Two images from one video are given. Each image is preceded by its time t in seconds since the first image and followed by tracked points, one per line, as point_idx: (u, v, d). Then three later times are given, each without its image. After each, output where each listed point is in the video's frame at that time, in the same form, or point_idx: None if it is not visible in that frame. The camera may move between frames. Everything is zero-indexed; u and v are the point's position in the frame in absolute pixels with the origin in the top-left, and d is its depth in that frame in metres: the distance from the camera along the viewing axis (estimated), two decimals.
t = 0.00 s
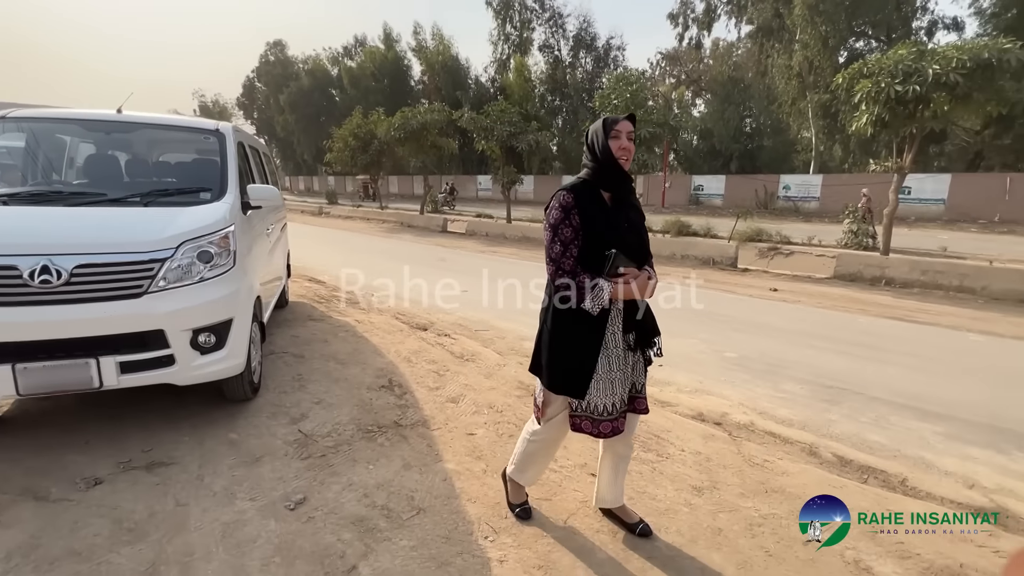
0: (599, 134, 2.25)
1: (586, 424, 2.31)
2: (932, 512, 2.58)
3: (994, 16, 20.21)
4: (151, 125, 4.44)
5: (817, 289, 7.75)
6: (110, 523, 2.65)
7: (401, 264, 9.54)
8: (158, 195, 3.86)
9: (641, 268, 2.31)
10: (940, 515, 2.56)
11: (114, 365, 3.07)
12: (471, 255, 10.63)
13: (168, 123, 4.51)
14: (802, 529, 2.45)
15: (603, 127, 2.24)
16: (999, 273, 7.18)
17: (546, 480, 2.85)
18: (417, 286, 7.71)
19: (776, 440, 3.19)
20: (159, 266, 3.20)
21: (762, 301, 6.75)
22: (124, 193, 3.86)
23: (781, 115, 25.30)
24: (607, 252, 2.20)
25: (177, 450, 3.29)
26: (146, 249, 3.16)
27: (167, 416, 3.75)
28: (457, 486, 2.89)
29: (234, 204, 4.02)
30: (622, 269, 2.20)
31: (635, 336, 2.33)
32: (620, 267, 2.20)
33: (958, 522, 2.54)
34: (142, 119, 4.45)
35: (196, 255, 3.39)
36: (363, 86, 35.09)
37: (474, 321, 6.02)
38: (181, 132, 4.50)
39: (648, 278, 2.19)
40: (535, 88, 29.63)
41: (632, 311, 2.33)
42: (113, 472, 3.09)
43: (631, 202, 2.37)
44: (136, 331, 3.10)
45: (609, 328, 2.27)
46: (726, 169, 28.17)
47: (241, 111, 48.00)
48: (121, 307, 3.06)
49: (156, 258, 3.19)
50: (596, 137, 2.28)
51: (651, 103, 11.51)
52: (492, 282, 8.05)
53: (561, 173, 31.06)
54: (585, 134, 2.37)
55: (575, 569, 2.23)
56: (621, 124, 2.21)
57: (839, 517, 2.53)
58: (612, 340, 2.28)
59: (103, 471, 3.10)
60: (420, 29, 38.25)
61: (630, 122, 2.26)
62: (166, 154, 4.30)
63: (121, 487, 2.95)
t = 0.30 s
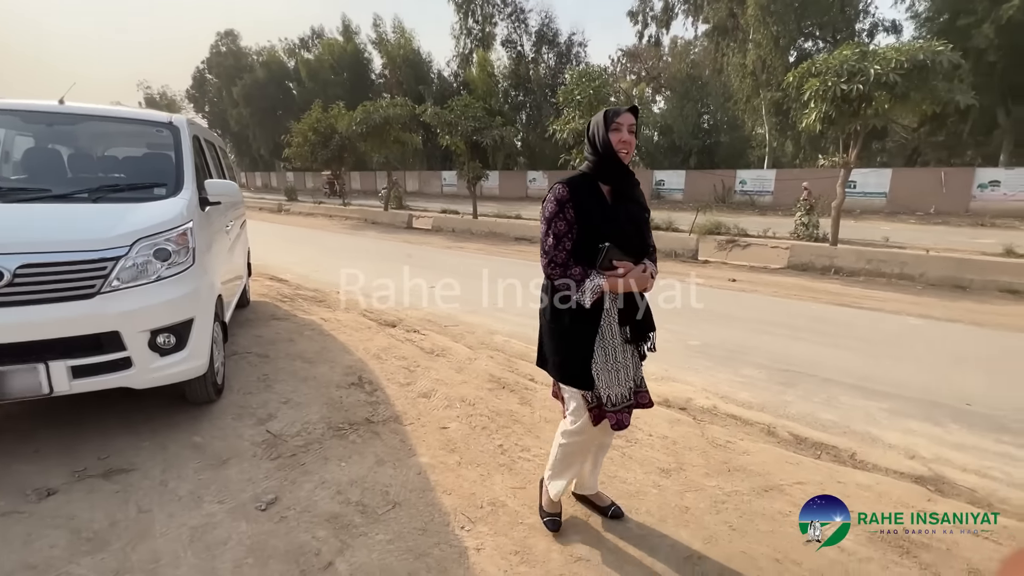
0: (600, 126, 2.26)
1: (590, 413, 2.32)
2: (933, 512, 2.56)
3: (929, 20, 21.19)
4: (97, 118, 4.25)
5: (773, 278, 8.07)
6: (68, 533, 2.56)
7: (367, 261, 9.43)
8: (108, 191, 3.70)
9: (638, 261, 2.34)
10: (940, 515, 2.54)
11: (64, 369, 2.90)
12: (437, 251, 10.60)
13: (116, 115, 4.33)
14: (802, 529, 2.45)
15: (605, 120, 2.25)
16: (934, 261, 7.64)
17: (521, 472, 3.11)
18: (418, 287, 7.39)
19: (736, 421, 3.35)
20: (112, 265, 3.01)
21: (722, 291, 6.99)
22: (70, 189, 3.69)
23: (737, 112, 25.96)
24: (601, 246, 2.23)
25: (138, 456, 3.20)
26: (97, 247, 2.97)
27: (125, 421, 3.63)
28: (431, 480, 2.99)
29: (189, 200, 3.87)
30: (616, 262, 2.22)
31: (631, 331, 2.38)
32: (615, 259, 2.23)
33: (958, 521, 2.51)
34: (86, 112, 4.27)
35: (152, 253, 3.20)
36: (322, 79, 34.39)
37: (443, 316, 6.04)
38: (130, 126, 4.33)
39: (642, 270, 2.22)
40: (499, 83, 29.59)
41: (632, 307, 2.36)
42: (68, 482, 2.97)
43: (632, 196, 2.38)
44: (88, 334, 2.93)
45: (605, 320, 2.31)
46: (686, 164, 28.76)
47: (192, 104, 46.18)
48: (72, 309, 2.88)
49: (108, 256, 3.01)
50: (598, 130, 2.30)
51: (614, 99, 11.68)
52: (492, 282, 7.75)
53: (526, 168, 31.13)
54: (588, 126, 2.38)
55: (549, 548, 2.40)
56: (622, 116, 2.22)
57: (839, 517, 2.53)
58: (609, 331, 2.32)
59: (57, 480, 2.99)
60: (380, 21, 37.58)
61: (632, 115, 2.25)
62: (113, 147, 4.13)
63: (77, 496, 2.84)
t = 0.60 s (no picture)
0: (586, 122, 2.23)
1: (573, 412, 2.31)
2: (932, 512, 2.55)
3: (866, 24, 22.12)
4: (34, 110, 4.05)
5: (728, 269, 8.36)
6: (16, 548, 2.46)
7: (329, 259, 9.29)
8: (47, 187, 3.53)
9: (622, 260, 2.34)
10: (939, 515, 2.52)
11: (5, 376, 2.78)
12: (400, 248, 10.52)
13: (54, 108, 4.13)
14: (802, 529, 2.44)
15: (592, 116, 2.21)
16: (874, 251, 8.07)
17: (489, 459, 3.27)
18: (419, 288, 7.18)
19: (694, 406, 3.49)
20: (55, 265, 2.89)
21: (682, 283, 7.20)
22: (4, 184, 3.51)
23: (692, 109, 26.58)
24: (586, 244, 2.22)
25: (89, 465, 3.09)
26: (37, 247, 2.85)
27: (74, 429, 3.50)
28: (401, 474, 3.05)
29: (139, 194, 3.72)
30: (601, 261, 2.21)
31: (614, 330, 2.37)
32: (600, 259, 2.23)
33: (958, 522, 2.49)
34: (16, 102, 4.05)
35: (98, 252, 3.06)
36: (275, 70, 33.50)
37: (408, 312, 6.03)
38: (69, 118, 4.13)
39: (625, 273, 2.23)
40: (459, 77, 29.43)
41: (614, 305, 2.36)
42: (12, 495, 2.84)
43: (618, 194, 2.36)
44: (31, 338, 2.81)
45: (589, 317, 2.29)
46: (644, 160, 29.29)
47: (136, 95, 44.10)
48: (11, 312, 2.76)
49: (50, 256, 2.88)
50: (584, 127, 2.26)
51: (574, 95, 11.82)
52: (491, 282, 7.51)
53: (488, 163, 31.11)
54: (576, 119, 2.34)
55: (519, 537, 2.55)
56: (609, 114, 2.18)
57: (838, 517, 2.52)
58: (592, 329, 2.29)
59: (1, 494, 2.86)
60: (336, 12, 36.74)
61: (619, 112, 2.22)
62: (49, 141, 3.93)
63: (24, 509, 2.73)
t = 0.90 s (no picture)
0: (556, 123, 2.15)
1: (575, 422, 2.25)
2: (933, 512, 2.60)
3: (800, 28, 23.07)
4: None
5: (679, 261, 8.63)
6: None
7: (281, 256, 9.09)
8: None
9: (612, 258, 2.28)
10: (940, 515, 2.58)
11: None
12: (355, 244, 10.37)
13: None
14: (802, 529, 2.50)
15: (561, 114, 2.14)
16: (810, 241, 8.51)
17: (452, 452, 3.38)
18: (419, 286, 6.99)
19: (647, 391, 3.70)
20: None
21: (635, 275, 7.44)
22: None
23: (642, 105, 27.13)
24: (578, 247, 2.14)
25: (26, 477, 2.95)
26: None
27: (8, 439, 3.33)
28: (364, 470, 3.10)
29: (72, 190, 3.51)
30: (596, 261, 2.15)
31: (606, 334, 2.35)
32: (593, 259, 2.16)
33: (958, 522, 2.55)
34: None
35: (27, 252, 2.91)
36: (215, 60, 32.23)
37: (365, 309, 5.99)
38: None
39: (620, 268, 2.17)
40: (411, 70, 29.09)
41: (605, 309, 2.34)
42: None
43: (596, 189, 2.30)
44: None
45: (588, 326, 2.22)
46: (598, 155, 29.72)
47: (62, 84, 41.48)
48: None
49: None
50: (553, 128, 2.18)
51: (529, 90, 11.90)
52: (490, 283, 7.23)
53: (443, 158, 30.90)
54: (543, 121, 2.27)
55: (483, 522, 2.72)
56: (577, 111, 2.12)
57: (839, 517, 2.58)
58: (591, 337, 2.23)
59: None
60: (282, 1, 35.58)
61: (589, 107, 2.16)
62: None
63: None
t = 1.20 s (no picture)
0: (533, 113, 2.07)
1: (566, 436, 2.27)
2: (933, 512, 2.67)
3: (749, 30, 23.78)
4: None
5: (638, 256, 8.84)
6: None
7: (238, 255, 8.85)
8: None
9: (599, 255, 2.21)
10: (940, 515, 2.65)
11: None
12: (314, 242, 10.19)
13: None
14: (802, 529, 2.58)
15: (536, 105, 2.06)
16: (762, 235, 8.81)
17: (421, 446, 3.40)
18: (420, 286, 6.88)
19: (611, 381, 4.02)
20: None
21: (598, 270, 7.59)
22: None
23: (601, 103, 27.44)
24: (565, 247, 2.06)
25: None
26: None
27: None
28: (330, 468, 3.10)
29: (6, 186, 3.32)
30: (583, 261, 2.08)
31: (597, 333, 2.32)
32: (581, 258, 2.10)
33: (958, 522, 2.62)
34: None
35: None
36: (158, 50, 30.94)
37: (327, 308, 5.92)
38: None
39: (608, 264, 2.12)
40: (369, 64, 28.67)
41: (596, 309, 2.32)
42: None
43: (577, 182, 2.22)
44: None
45: (577, 327, 2.19)
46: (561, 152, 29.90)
47: None
48: None
49: None
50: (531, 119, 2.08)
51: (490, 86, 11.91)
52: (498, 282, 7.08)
53: (404, 154, 30.59)
54: (517, 114, 2.18)
55: (453, 512, 2.78)
56: (556, 99, 2.05)
57: (839, 517, 2.66)
58: (580, 338, 2.21)
59: None
60: None
61: (563, 96, 2.09)
62: None
63: None
